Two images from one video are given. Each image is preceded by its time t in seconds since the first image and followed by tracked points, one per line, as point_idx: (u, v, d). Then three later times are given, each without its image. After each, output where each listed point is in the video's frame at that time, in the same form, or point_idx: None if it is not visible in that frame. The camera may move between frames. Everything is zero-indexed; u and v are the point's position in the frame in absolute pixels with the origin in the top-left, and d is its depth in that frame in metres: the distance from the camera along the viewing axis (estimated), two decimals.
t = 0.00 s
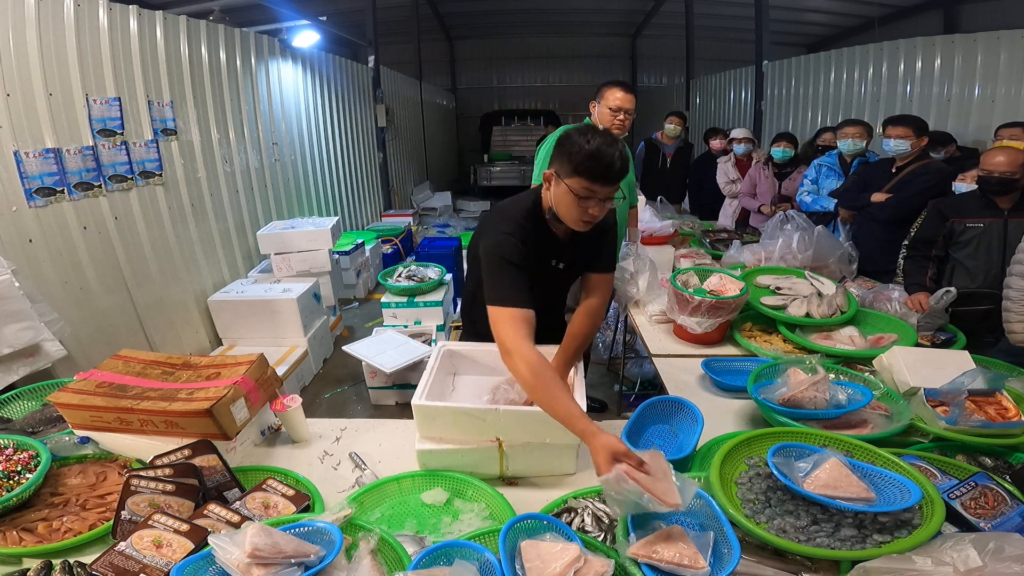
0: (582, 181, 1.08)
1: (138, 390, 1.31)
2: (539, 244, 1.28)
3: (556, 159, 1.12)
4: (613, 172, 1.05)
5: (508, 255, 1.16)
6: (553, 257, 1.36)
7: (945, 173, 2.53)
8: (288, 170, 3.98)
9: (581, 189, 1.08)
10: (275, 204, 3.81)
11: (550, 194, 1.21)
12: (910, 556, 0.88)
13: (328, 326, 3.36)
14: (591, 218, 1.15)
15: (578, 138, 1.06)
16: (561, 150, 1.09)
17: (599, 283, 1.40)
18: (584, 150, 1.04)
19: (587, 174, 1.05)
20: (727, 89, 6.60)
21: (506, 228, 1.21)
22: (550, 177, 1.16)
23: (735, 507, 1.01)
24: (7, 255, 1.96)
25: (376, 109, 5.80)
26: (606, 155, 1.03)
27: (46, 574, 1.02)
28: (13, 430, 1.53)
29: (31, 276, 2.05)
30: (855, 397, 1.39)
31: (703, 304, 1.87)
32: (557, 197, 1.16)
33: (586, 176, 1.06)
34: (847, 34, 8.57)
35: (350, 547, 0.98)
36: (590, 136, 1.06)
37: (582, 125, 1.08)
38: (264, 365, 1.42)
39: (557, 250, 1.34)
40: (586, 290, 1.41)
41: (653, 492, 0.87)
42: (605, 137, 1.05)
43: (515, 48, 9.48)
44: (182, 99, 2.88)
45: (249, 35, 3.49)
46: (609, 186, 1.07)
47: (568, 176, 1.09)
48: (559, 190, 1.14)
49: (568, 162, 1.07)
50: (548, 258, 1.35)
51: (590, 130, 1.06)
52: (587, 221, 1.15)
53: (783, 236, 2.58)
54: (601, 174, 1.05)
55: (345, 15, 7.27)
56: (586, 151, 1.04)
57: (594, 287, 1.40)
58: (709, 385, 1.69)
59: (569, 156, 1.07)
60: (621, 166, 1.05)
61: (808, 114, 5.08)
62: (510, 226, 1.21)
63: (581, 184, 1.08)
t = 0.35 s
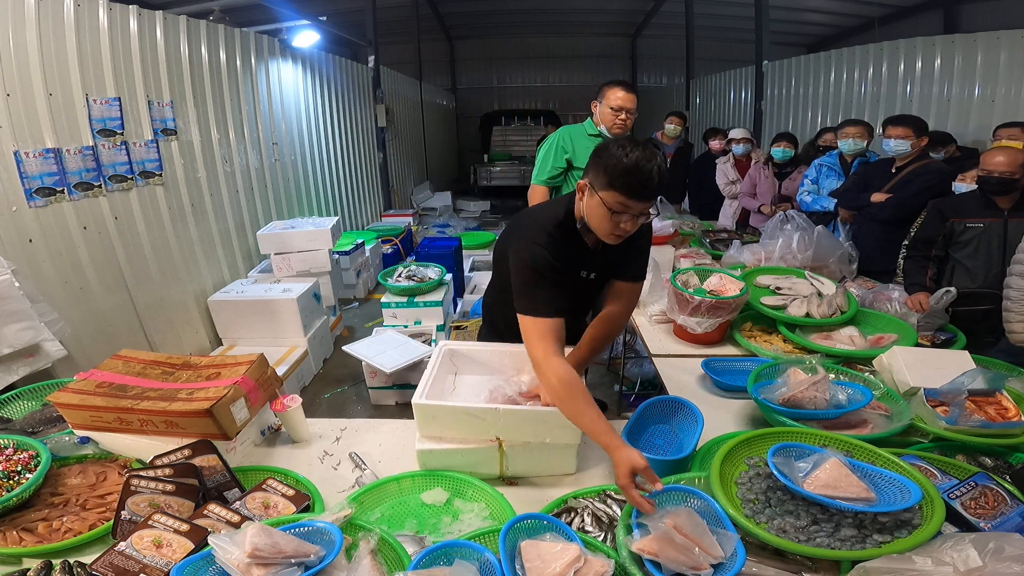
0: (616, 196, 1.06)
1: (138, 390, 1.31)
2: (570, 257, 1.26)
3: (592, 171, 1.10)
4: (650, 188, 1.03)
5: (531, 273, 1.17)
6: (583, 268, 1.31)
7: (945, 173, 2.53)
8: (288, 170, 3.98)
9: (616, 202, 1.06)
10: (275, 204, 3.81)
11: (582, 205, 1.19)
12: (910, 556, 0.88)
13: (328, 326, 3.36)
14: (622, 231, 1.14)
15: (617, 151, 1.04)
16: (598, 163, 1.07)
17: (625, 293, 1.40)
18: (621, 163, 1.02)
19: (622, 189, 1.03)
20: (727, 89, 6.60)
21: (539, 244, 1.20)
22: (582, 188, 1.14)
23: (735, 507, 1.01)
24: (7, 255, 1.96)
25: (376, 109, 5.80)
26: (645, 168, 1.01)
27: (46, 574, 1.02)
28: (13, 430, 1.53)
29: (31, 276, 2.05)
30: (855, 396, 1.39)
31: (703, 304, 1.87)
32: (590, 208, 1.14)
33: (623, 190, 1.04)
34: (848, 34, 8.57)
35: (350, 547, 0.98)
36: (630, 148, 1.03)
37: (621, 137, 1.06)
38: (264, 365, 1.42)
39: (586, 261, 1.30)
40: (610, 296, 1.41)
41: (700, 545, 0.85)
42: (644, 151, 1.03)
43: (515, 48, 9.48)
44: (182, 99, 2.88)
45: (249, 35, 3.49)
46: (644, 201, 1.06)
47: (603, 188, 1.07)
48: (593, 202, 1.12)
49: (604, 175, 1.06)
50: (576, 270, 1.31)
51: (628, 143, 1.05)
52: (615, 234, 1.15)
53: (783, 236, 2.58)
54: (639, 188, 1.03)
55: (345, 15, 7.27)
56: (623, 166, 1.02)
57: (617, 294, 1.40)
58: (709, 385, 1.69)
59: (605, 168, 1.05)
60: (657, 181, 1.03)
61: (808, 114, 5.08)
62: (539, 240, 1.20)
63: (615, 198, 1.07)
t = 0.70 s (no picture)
0: (638, 159, 1.10)
1: (138, 390, 1.31)
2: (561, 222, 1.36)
3: (609, 140, 1.15)
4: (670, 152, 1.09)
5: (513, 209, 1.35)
6: (573, 244, 1.39)
7: (945, 173, 2.54)
8: (288, 170, 3.98)
9: (635, 168, 1.11)
10: (275, 204, 3.81)
11: (597, 178, 1.23)
12: (910, 556, 0.88)
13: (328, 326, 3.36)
14: (639, 200, 1.17)
15: (635, 120, 1.11)
16: (617, 129, 1.13)
17: (635, 291, 1.39)
18: (642, 130, 1.08)
19: (644, 150, 1.08)
20: (727, 89, 6.60)
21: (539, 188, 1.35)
22: (599, 159, 1.19)
23: (735, 507, 1.01)
24: (7, 255, 1.96)
25: (377, 109, 5.81)
26: (663, 136, 1.08)
27: (46, 574, 1.02)
28: (13, 430, 1.53)
29: (31, 276, 2.04)
30: (854, 396, 1.39)
31: (703, 304, 1.87)
32: (605, 176, 1.18)
33: (642, 155, 1.09)
34: (848, 34, 8.57)
35: (350, 547, 0.98)
36: (646, 119, 1.11)
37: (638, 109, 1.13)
38: (264, 365, 1.42)
39: (580, 238, 1.38)
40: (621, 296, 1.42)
41: (701, 545, 0.85)
42: (660, 123, 1.11)
43: (515, 48, 9.48)
44: (182, 99, 2.88)
45: (249, 35, 3.49)
46: (665, 165, 1.11)
47: (622, 154, 1.12)
48: (611, 170, 1.16)
49: (623, 141, 1.11)
50: (565, 243, 1.40)
51: (645, 115, 1.12)
52: (633, 202, 1.17)
53: (783, 236, 2.58)
54: (658, 154, 1.09)
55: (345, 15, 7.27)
56: (644, 130, 1.08)
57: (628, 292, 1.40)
58: (709, 385, 1.69)
59: (625, 134, 1.11)
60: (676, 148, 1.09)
61: (808, 114, 5.08)
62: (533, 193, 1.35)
63: (637, 162, 1.10)
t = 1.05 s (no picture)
0: (636, 167, 1.10)
1: (138, 390, 1.31)
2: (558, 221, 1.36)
3: (609, 145, 1.14)
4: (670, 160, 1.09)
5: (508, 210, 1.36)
6: (567, 243, 1.38)
7: (945, 173, 2.54)
8: (288, 170, 3.98)
9: (634, 175, 1.11)
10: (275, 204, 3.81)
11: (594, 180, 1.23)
12: (910, 556, 0.88)
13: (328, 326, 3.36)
14: (636, 205, 1.18)
15: (637, 124, 1.09)
16: (617, 135, 1.11)
17: (642, 295, 1.40)
18: (644, 137, 1.07)
19: (644, 159, 1.08)
20: (727, 89, 6.61)
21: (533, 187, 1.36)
22: (598, 162, 1.18)
23: (736, 507, 1.01)
24: (7, 255, 1.96)
25: (376, 109, 5.80)
26: (665, 144, 1.07)
27: (46, 574, 1.02)
28: (13, 430, 1.53)
29: (31, 276, 2.04)
30: (854, 396, 1.39)
31: (703, 304, 1.87)
32: (603, 180, 1.18)
33: (642, 164, 1.09)
34: (848, 34, 8.57)
35: (350, 547, 0.98)
36: (648, 123, 1.09)
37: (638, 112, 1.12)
38: (264, 365, 1.42)
39: (577, 236, 1.37)
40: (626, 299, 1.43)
41: (701, 546, 0.85)
42: (661, 128, 1.10)
43: (515, 48, 9.48)
44: (182, 99, 2.88)
45: (249, 35, 3.49)
46: (663, 173, 1.11)
47: (621, 161, 1.11)
48: (609, 175, 1.16)
49: (624, 148, 1.10)
50: (560, 244, 1.39)
51: (646, 119, 1.10)
52: (629, 207, 1.18)
53: (783, 236, 2.58)
54: (658, 162, 1.08)
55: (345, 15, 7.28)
56: (645, 137, 1.07)
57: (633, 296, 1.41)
58: (709, 385, 1.69)
59: (626, 140, 1.09)
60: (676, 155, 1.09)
61: (808, 114, 5.08)
62: (529, 191, 1.36)
63: (636, 170, 1.10)
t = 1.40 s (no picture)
0: (637, 179, 1.10)
1: (138, 390, 1.31)
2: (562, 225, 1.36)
3: (612, 154, 1.13)
4: (672, 171, 1.07)
5: (513, 212, 1.34)
6: (572, 247, 1.38)
7: (945, 173, 2.54)
8: (288, 170, 3.98)
9: (634, 187, 1.11)
10: (275, 204, 3.81)
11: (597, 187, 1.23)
12: (911, 556, 0.88)
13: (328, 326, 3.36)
14: (636, 214, 1.19)
15: (640, 134, 1.08)
16: (620, 145, 1.10)
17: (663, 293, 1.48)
18: (646, 148, 1.06)
19: (644, 172, 1.07)
20: (727, 89, 6.61)
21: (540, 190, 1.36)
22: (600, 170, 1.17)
23: (735, 507, 1.01)
24: (7, 255, 1.96)
25: (376, 109, 5.80)
26: (668, 155, 1.05)
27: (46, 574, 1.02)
28: (13, 430, 1.53)
29: (31, 276, 2.04)
30: (854, 397, 1.39)
31: (703, 304, 1.87)
32: (606, 189, 1.18)
33: (644, 176, 1.08)
34: (848, 34, 8.57)
35: (350, 547, 0.98)
36: (652, 132, 1.07)
37: (644, 119, 1.10)
38: (264, 365, 1.42)
39: (582, 239, 1.37)
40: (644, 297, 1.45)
41: (701, 546, 0.85)
42: (666, 136, 1.08)
43: (515, 48, 9.48)
44: (182, 99, 2.88)
45: (249, 35, 3.49)
46: (664, 186, 1.10)
47: (623, 172, 1.11)
48: (611, 184, 1.15)
49: (626, 159, 1.09)
50: (564, 247, 1.39)
51: (650, 127, 1.08)
52: (630, 217, 1.18)
53: (783, 236, 2.58)
54: (660, 175, 1.07)
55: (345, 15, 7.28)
56: (647, 149, 1.06)
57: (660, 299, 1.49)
58: (709, 386, 1.69)
59: (628, 151, 1.08)
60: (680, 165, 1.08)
61: (808, 115, 5.08)
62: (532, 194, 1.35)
63: (637, 182, 1.10)
